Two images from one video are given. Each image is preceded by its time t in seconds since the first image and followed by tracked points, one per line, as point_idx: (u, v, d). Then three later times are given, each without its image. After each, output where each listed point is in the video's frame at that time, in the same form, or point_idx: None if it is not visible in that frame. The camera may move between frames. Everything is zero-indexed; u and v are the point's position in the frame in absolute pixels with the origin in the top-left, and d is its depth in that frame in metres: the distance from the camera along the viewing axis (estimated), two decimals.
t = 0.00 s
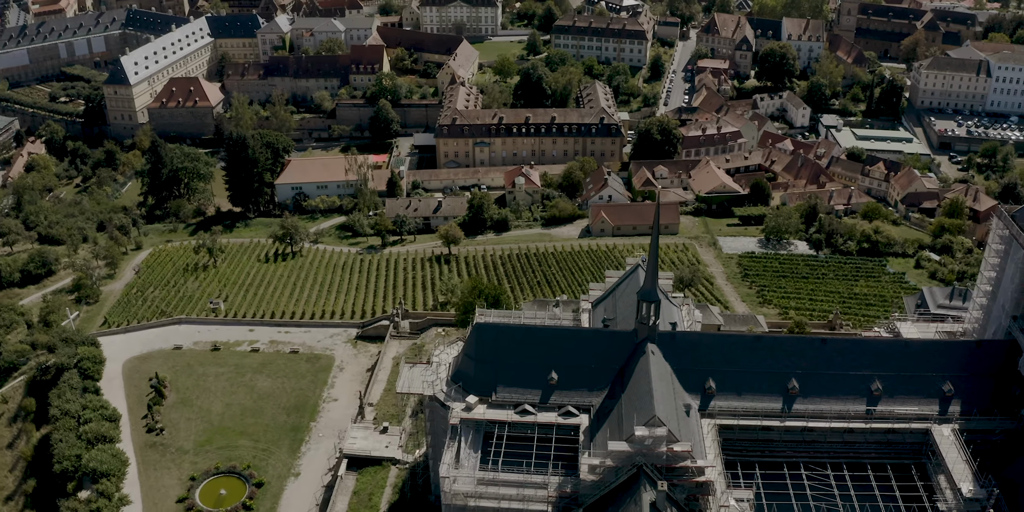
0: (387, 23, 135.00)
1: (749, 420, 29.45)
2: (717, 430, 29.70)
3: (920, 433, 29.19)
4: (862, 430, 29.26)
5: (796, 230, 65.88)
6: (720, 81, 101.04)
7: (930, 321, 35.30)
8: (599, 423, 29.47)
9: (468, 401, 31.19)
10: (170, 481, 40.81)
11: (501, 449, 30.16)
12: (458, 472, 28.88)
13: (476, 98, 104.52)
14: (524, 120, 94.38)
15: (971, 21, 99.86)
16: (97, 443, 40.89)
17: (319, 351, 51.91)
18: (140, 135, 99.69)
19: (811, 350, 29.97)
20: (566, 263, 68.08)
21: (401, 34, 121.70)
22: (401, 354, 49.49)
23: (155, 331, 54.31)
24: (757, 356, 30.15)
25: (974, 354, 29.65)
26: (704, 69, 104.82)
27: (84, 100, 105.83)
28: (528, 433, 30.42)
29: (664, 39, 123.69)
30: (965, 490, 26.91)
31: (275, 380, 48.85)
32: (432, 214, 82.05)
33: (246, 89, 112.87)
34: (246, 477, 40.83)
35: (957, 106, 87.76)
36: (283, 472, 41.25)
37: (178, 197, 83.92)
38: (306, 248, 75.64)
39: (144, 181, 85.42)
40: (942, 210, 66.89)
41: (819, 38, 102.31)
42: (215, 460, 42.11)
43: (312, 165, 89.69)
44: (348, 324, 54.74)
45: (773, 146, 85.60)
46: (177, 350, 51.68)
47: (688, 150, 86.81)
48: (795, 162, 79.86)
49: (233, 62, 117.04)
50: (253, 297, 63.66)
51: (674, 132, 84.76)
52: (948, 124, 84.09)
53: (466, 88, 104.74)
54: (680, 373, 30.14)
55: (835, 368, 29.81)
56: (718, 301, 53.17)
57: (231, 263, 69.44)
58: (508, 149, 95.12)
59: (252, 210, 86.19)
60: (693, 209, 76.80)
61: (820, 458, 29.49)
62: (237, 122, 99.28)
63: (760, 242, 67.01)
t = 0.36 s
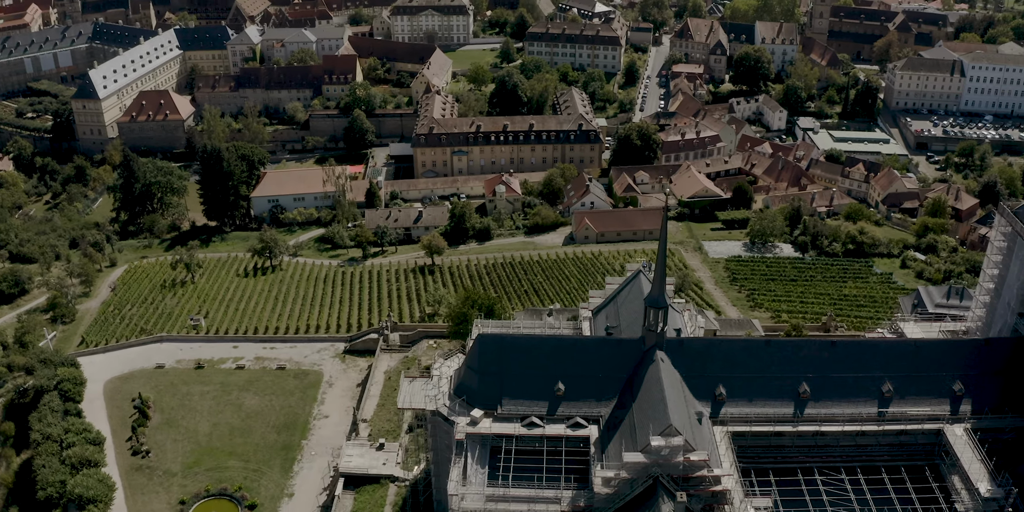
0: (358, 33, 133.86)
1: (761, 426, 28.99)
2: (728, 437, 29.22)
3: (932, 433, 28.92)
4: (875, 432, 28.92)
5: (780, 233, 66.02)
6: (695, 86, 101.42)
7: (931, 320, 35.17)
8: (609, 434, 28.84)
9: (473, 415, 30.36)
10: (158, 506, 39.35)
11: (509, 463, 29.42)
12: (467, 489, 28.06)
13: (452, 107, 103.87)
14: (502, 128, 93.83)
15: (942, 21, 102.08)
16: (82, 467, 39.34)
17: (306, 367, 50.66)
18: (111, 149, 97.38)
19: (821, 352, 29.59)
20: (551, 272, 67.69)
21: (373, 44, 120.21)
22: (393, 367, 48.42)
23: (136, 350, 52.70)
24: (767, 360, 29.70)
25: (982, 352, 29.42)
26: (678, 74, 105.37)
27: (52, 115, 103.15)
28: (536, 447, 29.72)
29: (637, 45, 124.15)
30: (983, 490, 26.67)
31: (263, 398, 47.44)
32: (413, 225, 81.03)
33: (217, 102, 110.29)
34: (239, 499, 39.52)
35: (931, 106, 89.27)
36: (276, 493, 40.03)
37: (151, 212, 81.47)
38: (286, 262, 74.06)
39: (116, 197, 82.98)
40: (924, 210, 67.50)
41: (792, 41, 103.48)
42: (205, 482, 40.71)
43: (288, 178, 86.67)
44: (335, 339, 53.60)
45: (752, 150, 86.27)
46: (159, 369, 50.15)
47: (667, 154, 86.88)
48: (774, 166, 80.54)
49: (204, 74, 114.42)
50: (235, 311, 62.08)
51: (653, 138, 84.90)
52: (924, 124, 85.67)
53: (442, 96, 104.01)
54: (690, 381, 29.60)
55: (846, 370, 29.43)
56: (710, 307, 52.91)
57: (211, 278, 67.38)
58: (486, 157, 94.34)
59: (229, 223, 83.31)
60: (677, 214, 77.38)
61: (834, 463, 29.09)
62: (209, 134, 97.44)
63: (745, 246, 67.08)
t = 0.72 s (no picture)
0: (328, 43, 132.46)
1: (774, 432, 28.55)
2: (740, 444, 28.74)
3: (944, 433, 28.71)
4: (887, 434, 28.62)
5: (764, 236, 66.07)
6: (670, 91, 101.61)
7: (931, 319, 35.09)
8: (620, 445, 28.23)
9: (479, 429, 29.53)
10: None
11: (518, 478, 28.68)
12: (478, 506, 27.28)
13: (427, 116, 103.02)
14: (479, 136, 93.09)
15: (912, 22, 105.04)
16: (67, 494, 37.75)
17: (294, 383, 49.38)
18: (79, 165, 94.97)
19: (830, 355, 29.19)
20: (537, 281, 67.08)
21: (344, 54, 118.88)
22: (385, 381, 47.39)
23: (115, 370, 51.05)
24: (776, 364, 29.24)
25: (990, 349, 29.26)
26: (652, 79, 105.51)
27: (17, 130, 100.48)
28: (544, 460, 28.98)
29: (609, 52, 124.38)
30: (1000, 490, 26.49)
31: (250, 416, 45.98)
32: (393, 236, 79.88)
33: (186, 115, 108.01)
34: None
35: (905, 107, 90.62)
36: None
37: (124, 228, 79.39)
38: (264, 276, 72.49)
39: (87, 213, 80.79)
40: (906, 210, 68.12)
41: (765, 45, 104.40)
42: (195, 505, 39.28)
43: (263, 189, 84.53)
44: (322, 354, 52.40)
45: (730, 154, 86.55)
46: (141, 390, 48.60)
47: (646, 160, 86.83)
48: (754, 169, 80.96)
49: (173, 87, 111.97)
50: (215, 327, 60.48)
51: (632, 143, 84.78)
52: (899, 125, 86.90)
53: (417, 105, 103.13)
54: (699, 388, 29.06)
55: (856, 372, 29.07)
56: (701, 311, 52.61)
57: (188, 294, 65.64)
58: (464, 166, 93.50)
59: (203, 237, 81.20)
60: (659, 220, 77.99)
61: (847, 466, 28.76)
62: (181, 148, 95.44)
63: (730, 249, 66.90)
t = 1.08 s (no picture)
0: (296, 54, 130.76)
1: (784, 437, 28.14)
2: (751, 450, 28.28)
3: (953, 432, 28.55)
4: (897, 435, 28.37)
5: (747, 240, 66.07)
6: (643, 96, 101.66)
7: (929, 318, 35.05)
8: (630, 455, 27.62)
9: (483, 443, 28.68)
10: None
11: (527, 493, 27.86)
12: None
13: (401, 125, 101.93)
14: (454, 145, 92.19)
15: (881, 24, 106.91)
16: None
17: (279, 401, 48.08)
18: (45, 182, 92.35)
19: (838, 357, 28.90)
20: (520, 289, 66.45)
21: (314, 65, 117.20)
22: (374, 396, 46.35)
23: (93, 391, 49.37)
24: (783, 368, 28.88)
25: (994, 346, 29.22)
26: (625, 85, 105.51)
27: None
28: (553, 473, 28.16)
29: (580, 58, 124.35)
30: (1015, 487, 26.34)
31: (236, 436, 44.64)
32: (371, 247, 78.56)
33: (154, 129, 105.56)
34: None
35: (878, 108, 91.84)
36: None
37: (94, 245, 77.18)
38: (241, 290, 70.89)
39: (56, 230, 78.46)
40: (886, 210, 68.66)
41: (736, 49, 105.12)
42: None
43: (236, 202, 82.61)
44: (307, 370, 51.16)
45: (707, 158, 86.70)
46: (121, 411, 47.02)
47: (623, 166, 86.65)
48: (732, 173, 81.10)
49: (140, 100, 109.49)
50: (194, 345, 58.88)
51: (609, 149, 84.45)
52: (873, 126, 87.99)
53: (390, 115, 102.03)
54: (707, 394, 28.58)
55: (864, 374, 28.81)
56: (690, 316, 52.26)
57: (165, 311, 63.92)
58: (439, 176, 92.50)
59: (177, 253, 79.30)
60: (639, 225, 78.02)
61: (859, 469, 28.42)
62: (150, 162, 93.27)
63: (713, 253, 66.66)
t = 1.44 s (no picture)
0: (263, 64, 128.83)
1: (794, 440, 27.75)
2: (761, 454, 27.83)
3: (962, 430, 28.39)
4: (906, 435, 28.13)
5: (729, 243, 66.03)
6: (616, 102, 101.64)
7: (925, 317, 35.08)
8: (640, 464, 27.01)
9: (489, 457, 27.92)
10: None
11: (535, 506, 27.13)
12: None
13: (373, 134, 100.73)
14: (429, 153, 91.11)
15: (849, 27, 108.63)
16: None
17: (264, 418, 46.74)
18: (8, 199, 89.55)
19: (844, 357, 28.58)
20: (503, 298, 65.75)
21: (282, 75, 114.99)
22: (364, 410, 45.29)
23: (70, 412, 47.63)
24: (790, 371, 28.48)
25: (998, 342, 29.16)
26: (598, 91, 105.49)
27: None
28: (561, 485, 27.50)
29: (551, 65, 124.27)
30: None
31: (222, 455, 43.28)
32: (349, 259, 77.11)
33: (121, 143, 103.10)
34: None
35: (850, 109, 92.91)
36: None
37: (62, 263, 74.83)
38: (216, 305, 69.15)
39: (22, 248, 75.99)
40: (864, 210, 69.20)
41: (707, 53, 105.72)
42: None
43: (208, 215, 80.60)
44: (292, 385, 49.88)
45: (683, 162, 86.87)
46: (100, 433, 45.38)
47: (600, 171, 86.36)
48: (710, 177, 81.23)
49: (106, 114, 106.96)
50: (172, 362, 57.19)
51: (586, 155, 84.17)
52: (846, 127, 88.98)
53: (362, 124, 100.77)
54: (715, 399, 28.10)
55: (871, 373, 28.53)
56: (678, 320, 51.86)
57: (140, 328, 62.11)
58: (414, 185, 91.40)
59: (149, 269, 77.27)
60: (619, 230, 77.75)
61: (870, 470, 28.12)
62: (118, 176, 90.95)
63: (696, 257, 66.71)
